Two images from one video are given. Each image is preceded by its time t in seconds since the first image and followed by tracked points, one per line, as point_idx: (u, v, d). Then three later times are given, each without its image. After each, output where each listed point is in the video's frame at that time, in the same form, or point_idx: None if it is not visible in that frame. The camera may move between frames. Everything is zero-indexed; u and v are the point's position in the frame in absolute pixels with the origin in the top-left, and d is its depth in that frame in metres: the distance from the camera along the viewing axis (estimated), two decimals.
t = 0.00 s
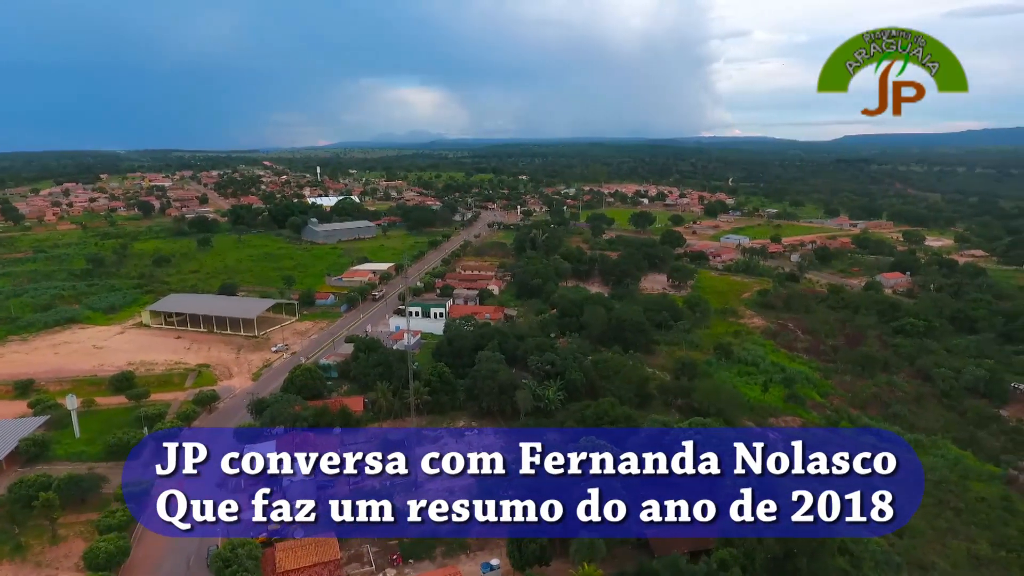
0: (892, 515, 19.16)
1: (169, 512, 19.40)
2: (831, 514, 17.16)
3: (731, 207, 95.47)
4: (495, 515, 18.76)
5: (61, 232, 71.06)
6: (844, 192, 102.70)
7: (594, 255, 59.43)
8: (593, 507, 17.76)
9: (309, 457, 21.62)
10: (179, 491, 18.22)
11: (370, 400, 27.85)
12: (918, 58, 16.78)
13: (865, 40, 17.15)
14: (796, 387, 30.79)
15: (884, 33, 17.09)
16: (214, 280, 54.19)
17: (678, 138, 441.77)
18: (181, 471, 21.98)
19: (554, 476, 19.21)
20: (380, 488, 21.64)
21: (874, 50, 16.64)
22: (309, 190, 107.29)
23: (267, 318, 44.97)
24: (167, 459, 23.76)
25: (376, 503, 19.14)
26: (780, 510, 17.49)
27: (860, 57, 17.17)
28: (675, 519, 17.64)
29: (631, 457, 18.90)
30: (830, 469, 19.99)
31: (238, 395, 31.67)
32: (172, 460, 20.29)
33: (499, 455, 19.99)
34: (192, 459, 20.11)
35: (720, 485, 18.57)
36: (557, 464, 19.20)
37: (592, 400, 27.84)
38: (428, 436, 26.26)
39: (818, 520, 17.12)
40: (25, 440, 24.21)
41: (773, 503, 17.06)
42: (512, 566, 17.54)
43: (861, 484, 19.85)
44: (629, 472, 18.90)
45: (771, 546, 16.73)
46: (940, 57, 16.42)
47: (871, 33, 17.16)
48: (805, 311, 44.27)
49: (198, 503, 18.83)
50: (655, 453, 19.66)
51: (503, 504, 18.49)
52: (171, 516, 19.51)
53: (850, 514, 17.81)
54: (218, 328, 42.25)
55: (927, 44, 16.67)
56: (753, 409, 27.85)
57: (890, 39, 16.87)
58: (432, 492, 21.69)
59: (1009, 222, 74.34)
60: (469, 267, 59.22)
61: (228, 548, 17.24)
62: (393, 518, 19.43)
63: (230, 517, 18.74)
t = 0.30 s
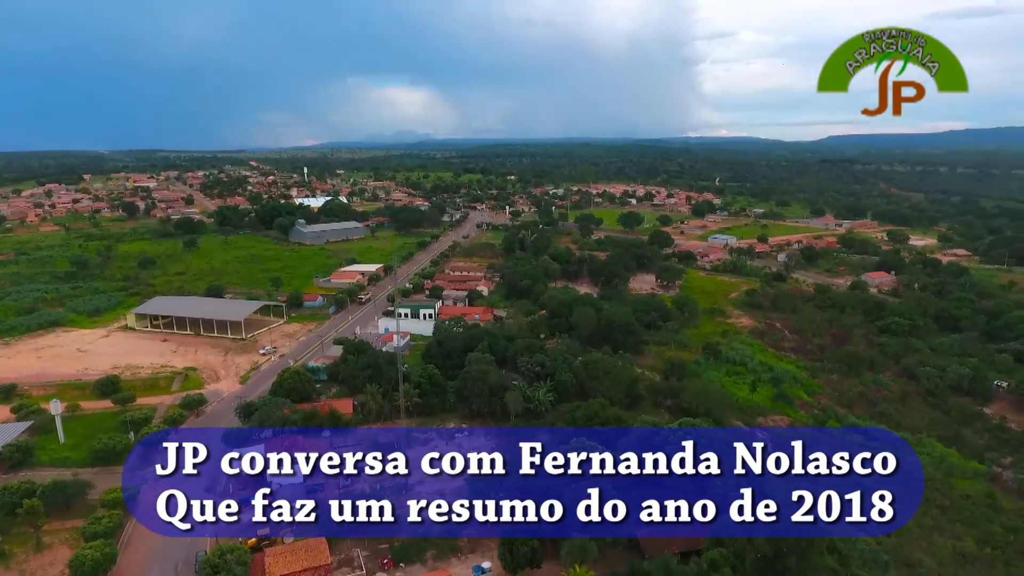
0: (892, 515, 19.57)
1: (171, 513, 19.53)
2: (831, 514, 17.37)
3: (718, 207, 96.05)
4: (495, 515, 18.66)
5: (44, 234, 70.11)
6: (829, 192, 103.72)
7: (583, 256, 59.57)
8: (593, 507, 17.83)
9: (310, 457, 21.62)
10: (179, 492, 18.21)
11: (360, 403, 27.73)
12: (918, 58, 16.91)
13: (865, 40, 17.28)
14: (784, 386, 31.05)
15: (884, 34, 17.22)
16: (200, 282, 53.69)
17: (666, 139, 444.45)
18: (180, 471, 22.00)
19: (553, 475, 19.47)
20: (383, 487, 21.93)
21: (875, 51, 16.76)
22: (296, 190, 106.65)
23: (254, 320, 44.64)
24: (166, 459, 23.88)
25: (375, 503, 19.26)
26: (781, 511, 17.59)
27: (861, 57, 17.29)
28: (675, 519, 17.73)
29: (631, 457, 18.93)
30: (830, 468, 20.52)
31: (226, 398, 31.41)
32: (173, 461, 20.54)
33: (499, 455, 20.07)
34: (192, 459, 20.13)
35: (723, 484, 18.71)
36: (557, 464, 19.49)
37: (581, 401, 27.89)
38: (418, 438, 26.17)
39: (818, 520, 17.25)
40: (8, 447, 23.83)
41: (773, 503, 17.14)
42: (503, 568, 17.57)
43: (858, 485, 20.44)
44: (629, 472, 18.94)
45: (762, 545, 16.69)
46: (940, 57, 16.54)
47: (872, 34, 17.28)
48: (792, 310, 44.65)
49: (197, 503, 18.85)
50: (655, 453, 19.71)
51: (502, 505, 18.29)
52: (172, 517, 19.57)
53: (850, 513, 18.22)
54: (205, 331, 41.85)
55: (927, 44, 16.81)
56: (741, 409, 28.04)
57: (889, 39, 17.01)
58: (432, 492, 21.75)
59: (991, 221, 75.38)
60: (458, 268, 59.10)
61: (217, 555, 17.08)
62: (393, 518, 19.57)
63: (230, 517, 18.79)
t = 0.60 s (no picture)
0: (892, 515, 20.03)
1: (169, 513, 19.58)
2: (831, 514, 17.72)
3: (705, 207, 96.63)
4: (495, 515, 18.38)
5: (26, 235, 69.07)
6: (815, 191, 104.71)
7: (572, 256, 59.69)
8: (593, 507, 17.86)
9: (310, 457, 21.57)
10: (180, 491, 18.39)
11: (349, 406, 27.57)
12: (918, 58, 17.16)
13: (865, 40, 17.50)
14: (772, 385, 31.28)
15: (884, 33, 17.45)
16: (186, 284, 53.17)
17: (655, 139, 447.98)
18: (180, 472, 22.20)
19: (554, 475, 19.46)
20: (382, 488, 21.95)
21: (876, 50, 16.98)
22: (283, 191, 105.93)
23: (241, 322, 44.27)
24: (166, 459, 23.93)
25: (376, 503, 19.13)
26: (781, 511, 17.94)
27: (861, 57, 17.51)
28: (675, 519, 17.86)
29: (631, 457, 19.02)
30: (831, 468, 20.54)
31: (213, 402, 31.13)
32: (173, 461, 20.71)
33: (500, 455, 20.11)
34: (192, 459, 20.31)
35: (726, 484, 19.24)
36: (557, 464, 19.47)
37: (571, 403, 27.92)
38: (408, 441, 26.08)
39: (818, 520, 17.78)
40: None
41: (773, 503, 17.23)
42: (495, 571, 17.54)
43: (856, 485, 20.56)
44: (629, 472, 19.05)
45: (751, 545, 16.84)
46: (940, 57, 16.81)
47: (871, 34, 17.51)
48: (779, 309, 45.01)
49: (197, 503, 18.97)
50: (654, 453, 19.85)
51: (502, 504, 18.23)
52: (172, 517, 19.63)
53: (850, 514, 18.57)
54: (192, 333, 41.43)
55: (927, 44, 17.06)
56: (730, 408, 28.21)
57: (889, 39, 17.24)
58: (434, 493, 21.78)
59: (973, 221, 76.46)
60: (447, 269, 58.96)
61: (205, 561, 16.89)
62: (392, 518, 19.44)
63: (231, 516, 19.10)
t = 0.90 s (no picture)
0: (892, 515, 20.03)
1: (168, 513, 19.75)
2: (831, 515, 18.06)
3: (691, 207, 97.28)
4: (495, 515, 18.29)
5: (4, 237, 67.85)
6: (798, 191, 105.85)
7: (559, 257, 59.83)
8: (593, 507, 17.94)
9: (310, 457, 21.45)
10: (179, 491, 18.40)
11: (337, 408, 27.39)
12: (918, 58, 17.40)
13: (865, 40, 17.72)
14: (758, 384, 31.57)
15: (884, 34, 17.69)
16: (170, 286, 52.55)
17: (640, 139, 450.58)
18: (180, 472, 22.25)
19: (553, 475, 19.46)
20: (382, 487, 22.02)
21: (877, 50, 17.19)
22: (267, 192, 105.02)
23: (226, 324, 43.78)
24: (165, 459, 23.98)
25: (376, 504, 19.12)
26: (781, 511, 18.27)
27: (861, 56, 17.72)
28: (675, 519, 18.01)
29: (631, 457, 19.26)
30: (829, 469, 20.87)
31: (198, 405, 30.79)
32: (173, 460, 20.31)
33: (500, 455, 19.95)
34: (192, 460, 19.83)
35: (721, 483, 19.36)
36: (557, 464, 19.43)
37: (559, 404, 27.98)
38: (397, 443, 25.97)
39: (818, 520, 18.14)
40: None
41: (772, 503, 17.39)
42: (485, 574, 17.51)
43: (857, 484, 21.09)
44: (629, 472, 19.31)
45: (738, 544, 16.80)
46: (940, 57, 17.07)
47: (871, 34, 17.74)
48: (764, 309, 45.45)
49: (197, 503, 18.98)
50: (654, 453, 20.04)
51: (503, 504, 18.25)
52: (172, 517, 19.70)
53: (849, 514, 19.02)
54: (176, 336, 40.95)
55: (927, 44, 17.31)
56: (716, 408, 28.43)
57: (890, 39, 17.47)
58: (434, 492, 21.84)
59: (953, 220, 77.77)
60: (434, 269, 58.82)
61: (190, 569, 16.64)
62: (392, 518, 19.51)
63: (231, 517, 19.02)
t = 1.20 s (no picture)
0: (892, 515, 19.86)
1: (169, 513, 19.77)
2: (831, 514, 18.17)
3: (673, 207, 98.02)
4: (495, 516, 18.26)
5: None
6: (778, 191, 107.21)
7: (542, 258, 59.94)
8: (593, 507, 18.02)
9: (311, 457, 21.71)
10: (179, 492, 18.33)
11: (320, 411, 27.11)
12: (918, 58, 17.70)
13: (865, 40, 17.98)
14: (739, 383, 31.91)
15: (884, 34, 17.95)
16: (148, 289, 51.72)
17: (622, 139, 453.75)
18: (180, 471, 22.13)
19: (553, 475, 19.29)
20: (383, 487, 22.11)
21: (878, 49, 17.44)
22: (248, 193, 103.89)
23: (206, 328, 43.19)
24: (165, 460, 24.20)
25: (377, 504, 19.19)
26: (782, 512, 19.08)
27: (861, 57, 17.97)
28: (675, 519, 17.88)
29: (631, 457, 19.35)
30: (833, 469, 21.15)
31: (178, 411, 30.30)
32: (172, 461, 19.87)
33: (501, 454, 19.74)
34: (192, 459, 19.42)
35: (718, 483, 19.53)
36: (557, 464, 19.24)
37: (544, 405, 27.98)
38: (381, 446, 25.80)
39: (817, 519, 18.56)
40: None
41: (772, 503, 17.62)
42: None
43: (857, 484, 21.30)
44: (629, 472, 19.39)
45: (723, 543, 17.01)
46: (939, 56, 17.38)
47: (871, 34, 17.99)
48: (745, 308, 45.96)
49: (197, 503, 19.01)
50: (654, 454, 20.21)
51: (502, 504, 18.15)
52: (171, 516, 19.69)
53: (849, 513, 19.09)
54: (155, 340, 40.30)
55: (927, 44, 17.61)
56: (699, 407, 28.68)
57: (889, 40, 17.75)
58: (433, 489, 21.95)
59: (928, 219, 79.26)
60: (417, 271, 58.56)
61: None
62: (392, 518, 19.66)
63: (230, 517, 19.17)
